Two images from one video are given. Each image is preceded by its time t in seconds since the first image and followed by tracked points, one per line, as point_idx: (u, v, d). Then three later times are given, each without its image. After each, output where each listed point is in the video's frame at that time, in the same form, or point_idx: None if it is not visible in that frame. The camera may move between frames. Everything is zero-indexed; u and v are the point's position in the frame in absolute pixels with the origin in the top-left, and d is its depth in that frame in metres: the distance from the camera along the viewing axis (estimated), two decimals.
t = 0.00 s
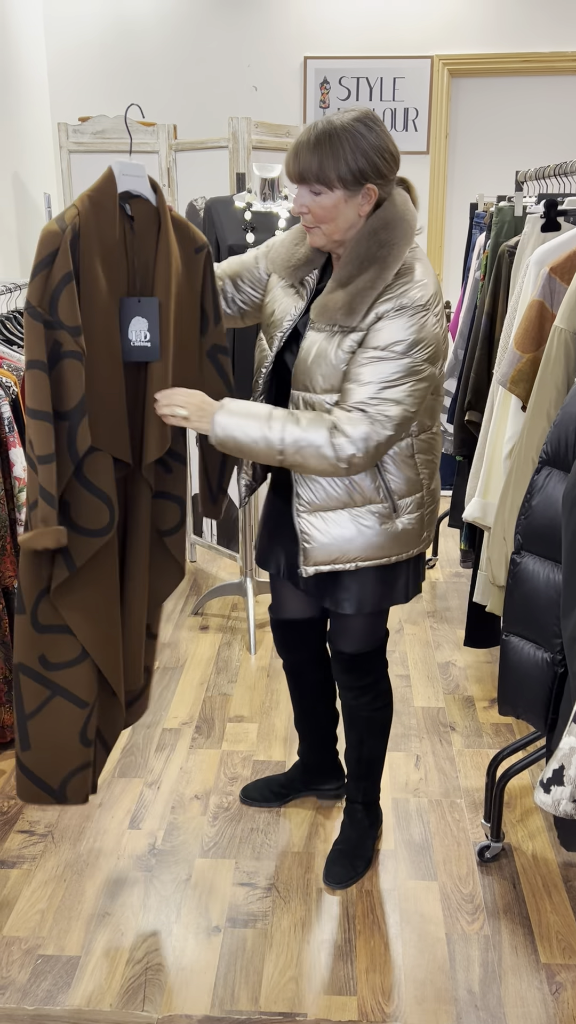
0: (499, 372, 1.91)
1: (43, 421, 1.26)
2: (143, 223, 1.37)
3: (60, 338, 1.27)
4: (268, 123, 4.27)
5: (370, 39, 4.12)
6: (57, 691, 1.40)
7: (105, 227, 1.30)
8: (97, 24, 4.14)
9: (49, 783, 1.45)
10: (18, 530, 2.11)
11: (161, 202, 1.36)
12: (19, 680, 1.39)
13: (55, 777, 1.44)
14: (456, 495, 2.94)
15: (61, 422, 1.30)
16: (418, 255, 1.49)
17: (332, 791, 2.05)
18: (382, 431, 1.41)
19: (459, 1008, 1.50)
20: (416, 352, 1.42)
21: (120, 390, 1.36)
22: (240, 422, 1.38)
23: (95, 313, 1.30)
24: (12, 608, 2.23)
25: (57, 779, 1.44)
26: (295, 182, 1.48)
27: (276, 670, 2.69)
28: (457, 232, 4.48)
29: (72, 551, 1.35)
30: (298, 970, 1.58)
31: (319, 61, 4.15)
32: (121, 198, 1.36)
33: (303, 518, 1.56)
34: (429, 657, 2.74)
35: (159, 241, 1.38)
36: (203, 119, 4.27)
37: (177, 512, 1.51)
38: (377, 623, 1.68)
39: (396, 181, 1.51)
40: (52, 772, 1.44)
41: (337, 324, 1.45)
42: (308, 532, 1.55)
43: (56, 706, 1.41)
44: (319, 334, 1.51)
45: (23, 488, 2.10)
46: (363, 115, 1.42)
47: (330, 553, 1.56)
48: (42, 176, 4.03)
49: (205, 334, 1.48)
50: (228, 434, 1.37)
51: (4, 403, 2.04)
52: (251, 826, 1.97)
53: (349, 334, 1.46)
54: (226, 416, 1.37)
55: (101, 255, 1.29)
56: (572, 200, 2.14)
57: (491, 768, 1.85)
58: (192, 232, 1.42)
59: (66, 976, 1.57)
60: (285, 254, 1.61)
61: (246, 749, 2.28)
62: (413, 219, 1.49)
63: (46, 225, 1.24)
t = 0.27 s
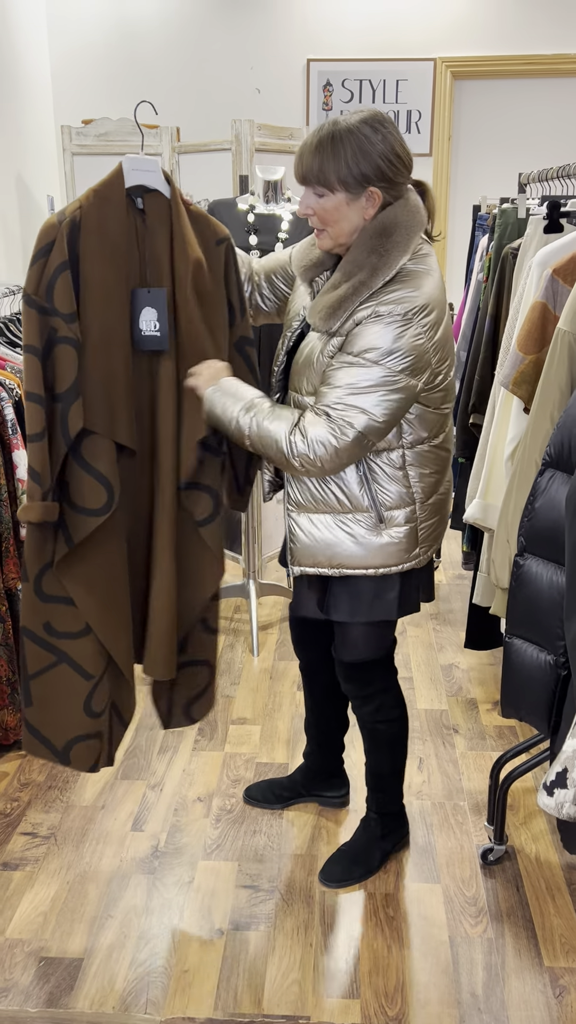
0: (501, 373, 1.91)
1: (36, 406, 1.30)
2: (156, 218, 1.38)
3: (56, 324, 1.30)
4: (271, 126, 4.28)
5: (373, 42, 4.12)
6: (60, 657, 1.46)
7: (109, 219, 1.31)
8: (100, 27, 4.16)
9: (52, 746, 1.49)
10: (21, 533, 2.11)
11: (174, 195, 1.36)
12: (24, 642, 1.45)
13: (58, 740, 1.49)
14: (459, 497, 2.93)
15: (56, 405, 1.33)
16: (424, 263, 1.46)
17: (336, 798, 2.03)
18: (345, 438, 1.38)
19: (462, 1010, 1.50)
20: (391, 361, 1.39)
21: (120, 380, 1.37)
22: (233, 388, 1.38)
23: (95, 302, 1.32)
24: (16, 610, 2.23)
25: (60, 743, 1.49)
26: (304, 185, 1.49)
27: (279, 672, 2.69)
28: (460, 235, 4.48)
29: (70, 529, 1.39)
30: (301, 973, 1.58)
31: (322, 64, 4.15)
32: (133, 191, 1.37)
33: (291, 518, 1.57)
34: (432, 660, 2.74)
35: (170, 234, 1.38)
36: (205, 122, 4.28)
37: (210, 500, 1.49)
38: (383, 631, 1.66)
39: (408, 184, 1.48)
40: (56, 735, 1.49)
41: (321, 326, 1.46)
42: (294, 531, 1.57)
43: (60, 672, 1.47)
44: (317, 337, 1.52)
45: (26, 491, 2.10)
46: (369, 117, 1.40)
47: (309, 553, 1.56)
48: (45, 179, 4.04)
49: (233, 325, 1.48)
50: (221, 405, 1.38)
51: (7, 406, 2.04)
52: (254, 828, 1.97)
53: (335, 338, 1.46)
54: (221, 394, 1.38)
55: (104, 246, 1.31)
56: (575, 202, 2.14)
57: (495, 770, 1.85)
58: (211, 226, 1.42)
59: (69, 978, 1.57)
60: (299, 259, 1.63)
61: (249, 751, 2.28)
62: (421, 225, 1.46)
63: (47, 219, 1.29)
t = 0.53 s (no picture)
0: (504, 375, 1.91)
1: (47, 400, 1.37)
2: (177, 219, 1.40)
3: (71, 324, 1.36)
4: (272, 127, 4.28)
5: (374, 43, 4.12)
6: (83, 633, 1.54)
7: (125, 222, 1.35)
8: (102, 30, 4.17)
9: (73, 715, 1.57)
10: (23, 535, 2.12)
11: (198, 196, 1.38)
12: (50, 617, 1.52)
13: (80, 711, 1.57)
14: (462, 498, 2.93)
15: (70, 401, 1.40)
16: (433, 269, 1.46)
17: (338, 800, 2.03)
18: (349, 442, 1.38)
19: (464, 1012, 1.49)
20: (396, 366, 1.39)
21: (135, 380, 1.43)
22: (277, 384, 1.44)
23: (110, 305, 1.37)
24: (17, 611, 2.23)
25: (82, 714, 1.57)
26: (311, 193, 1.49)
27: (280, 673, 2.69)
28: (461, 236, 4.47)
29: (87, 516, 1.46)
30: (303, 975, 1.58)
31: (324, 65, 4.15)
32: (154, 194, 1.40)
33: (303, 517, 1.59)
34: (434, 661, 2.74)
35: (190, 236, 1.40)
36: (207, 123, 4.28)
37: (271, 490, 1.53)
38: (393, 633, 1.66)
39: (416, 189, 1.47)
40: (80, 705, 1.57)
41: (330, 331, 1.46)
42: (304, 530, 1.59)
43: (83, 647, 1.54)
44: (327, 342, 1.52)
45: (28, 492, 2.10)
46: (370, 125, 1.40)
47: (317, 554, 1.57)
48: (48, 181, 4.05)
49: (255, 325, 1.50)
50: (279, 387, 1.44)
51: (10, 407, 2.05)
52: (256, 830, 1.97)
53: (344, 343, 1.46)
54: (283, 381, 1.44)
55: (118, 249, 1.35)
56: None
57: (497, 771, 1.85)
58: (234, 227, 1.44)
59: (71, 980, 1.57)
60: (314, 264, 1.63)
61: (251, 753, 2.27)
62: (431, 229, 1.45)
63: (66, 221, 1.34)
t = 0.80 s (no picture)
0: (508, 376, 1.91)
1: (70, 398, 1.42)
2: (192, 218, 1.44)
3: (91, 323, 1.41)
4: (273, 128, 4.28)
5: (375, 43, 4.12)
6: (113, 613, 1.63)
7: (142, 223, 1.39)
8: (103, 31, 4.17)
9: (109, 686, 1.69)
10: (24, 535, 2.12)
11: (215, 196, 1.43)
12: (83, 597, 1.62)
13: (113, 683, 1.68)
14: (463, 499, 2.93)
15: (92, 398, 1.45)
16: (438, 270, 1.45)
17: (339, 801, 2.03)
18: (357, 445, 1.39)
19: (465, 1014, 1.49)
20: (402, 368, 1.39)
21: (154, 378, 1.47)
22: (281, 389, 1.47)
23: (129, 304, 1.41)
24: (18, 612, 2.23)
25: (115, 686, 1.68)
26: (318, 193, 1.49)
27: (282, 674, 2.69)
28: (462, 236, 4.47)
29: (109, 512, 1.52)
30: (304, 976, 1.57)
31: (324, 67, 4.15)
32: (171, 194, 1.43)
33: (307, 519, 1.58)
34: (435, 662, 2.74)
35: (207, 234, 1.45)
36: (208, 124, 4.29)
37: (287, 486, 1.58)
38: (396, 634, 1.65)
39: (423, 190, 1.48)
40: (113, 678, 1.68)
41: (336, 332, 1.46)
42: (307, 532, 1.58)
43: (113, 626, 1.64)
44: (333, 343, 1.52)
45: (29, 494, 2.10)
46: (379, 125, 1.40)
47: (321, 556, 1.57)
48: (49, 182, 4.05)
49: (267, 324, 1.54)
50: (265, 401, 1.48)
51: (11, 407, 2.05)
52: (258, 831, 1.97)
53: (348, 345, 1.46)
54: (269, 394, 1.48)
55: (135, 249, 1.39)
56: None
57: (498, 772, 1.85)
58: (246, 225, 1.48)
59: (71, 981, 1.57)
60: (321, 265, 1.63)
61: (252, 754, 2.27)
62: (436, 230, 1.45)
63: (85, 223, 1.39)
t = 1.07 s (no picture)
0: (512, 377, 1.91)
1: (94, 397, 1.45)
2: (207, 217, 1.43)
3: (111, 322, 1.43)
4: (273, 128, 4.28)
5: (376, 44, 4.12)
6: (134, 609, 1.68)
7: (162, 222, 1.41)
8: (104, 32, 4.17)
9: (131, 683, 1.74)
10: (25, 536, 2.12)
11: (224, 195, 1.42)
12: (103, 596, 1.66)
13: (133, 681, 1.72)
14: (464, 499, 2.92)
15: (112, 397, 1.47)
16: (432, 270, 1.46)
17: (341, 802, 2.03)
18: (351, 448, 1.39)
19: (467, 1014, 1.49)
20: (396, 369, 1.38)
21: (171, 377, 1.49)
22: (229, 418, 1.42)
23: (149, 303, 1.43)
24: (19, 613, 2.23)
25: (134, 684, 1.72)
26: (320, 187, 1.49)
27: (283, 675, 2.69)
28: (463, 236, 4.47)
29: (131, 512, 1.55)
30: (306, 976, 1.57)
31: (325, 67, 4.15)
32: (188, 194, 1.44)
33: (303, 521, 1.59)
34: (436, 663, 2.74)
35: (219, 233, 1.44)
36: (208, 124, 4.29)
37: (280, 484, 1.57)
38: (396, 633, 1.65)
39: (426, 193, 1.48)
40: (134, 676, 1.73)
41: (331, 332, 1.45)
42: (304, 534, 1.59)
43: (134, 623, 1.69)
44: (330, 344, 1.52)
45: (30, 494, 2.10)
46: (387, 125, 1.40)
47: (319, 557, 1.57)
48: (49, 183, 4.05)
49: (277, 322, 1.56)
50: (214, 435, 1.41)
51: (12, 408, 2.05)
52: (259, 831, 1.97)
53: (343, 345, 1.45)
54: (212, 422, 1.42)
55: (155, 248, 1.41)
56: None
57: (500, 772, 1.85)
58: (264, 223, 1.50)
59: (73, 982, 1.57)
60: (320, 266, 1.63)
61: (253, 755, 2.27)
62: (433, 231, 1.45)
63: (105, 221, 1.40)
